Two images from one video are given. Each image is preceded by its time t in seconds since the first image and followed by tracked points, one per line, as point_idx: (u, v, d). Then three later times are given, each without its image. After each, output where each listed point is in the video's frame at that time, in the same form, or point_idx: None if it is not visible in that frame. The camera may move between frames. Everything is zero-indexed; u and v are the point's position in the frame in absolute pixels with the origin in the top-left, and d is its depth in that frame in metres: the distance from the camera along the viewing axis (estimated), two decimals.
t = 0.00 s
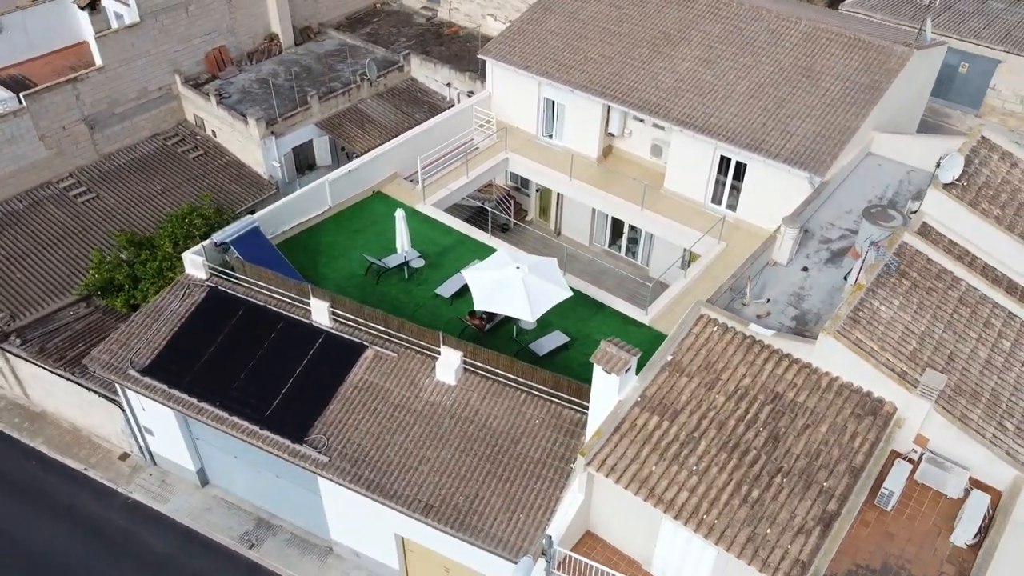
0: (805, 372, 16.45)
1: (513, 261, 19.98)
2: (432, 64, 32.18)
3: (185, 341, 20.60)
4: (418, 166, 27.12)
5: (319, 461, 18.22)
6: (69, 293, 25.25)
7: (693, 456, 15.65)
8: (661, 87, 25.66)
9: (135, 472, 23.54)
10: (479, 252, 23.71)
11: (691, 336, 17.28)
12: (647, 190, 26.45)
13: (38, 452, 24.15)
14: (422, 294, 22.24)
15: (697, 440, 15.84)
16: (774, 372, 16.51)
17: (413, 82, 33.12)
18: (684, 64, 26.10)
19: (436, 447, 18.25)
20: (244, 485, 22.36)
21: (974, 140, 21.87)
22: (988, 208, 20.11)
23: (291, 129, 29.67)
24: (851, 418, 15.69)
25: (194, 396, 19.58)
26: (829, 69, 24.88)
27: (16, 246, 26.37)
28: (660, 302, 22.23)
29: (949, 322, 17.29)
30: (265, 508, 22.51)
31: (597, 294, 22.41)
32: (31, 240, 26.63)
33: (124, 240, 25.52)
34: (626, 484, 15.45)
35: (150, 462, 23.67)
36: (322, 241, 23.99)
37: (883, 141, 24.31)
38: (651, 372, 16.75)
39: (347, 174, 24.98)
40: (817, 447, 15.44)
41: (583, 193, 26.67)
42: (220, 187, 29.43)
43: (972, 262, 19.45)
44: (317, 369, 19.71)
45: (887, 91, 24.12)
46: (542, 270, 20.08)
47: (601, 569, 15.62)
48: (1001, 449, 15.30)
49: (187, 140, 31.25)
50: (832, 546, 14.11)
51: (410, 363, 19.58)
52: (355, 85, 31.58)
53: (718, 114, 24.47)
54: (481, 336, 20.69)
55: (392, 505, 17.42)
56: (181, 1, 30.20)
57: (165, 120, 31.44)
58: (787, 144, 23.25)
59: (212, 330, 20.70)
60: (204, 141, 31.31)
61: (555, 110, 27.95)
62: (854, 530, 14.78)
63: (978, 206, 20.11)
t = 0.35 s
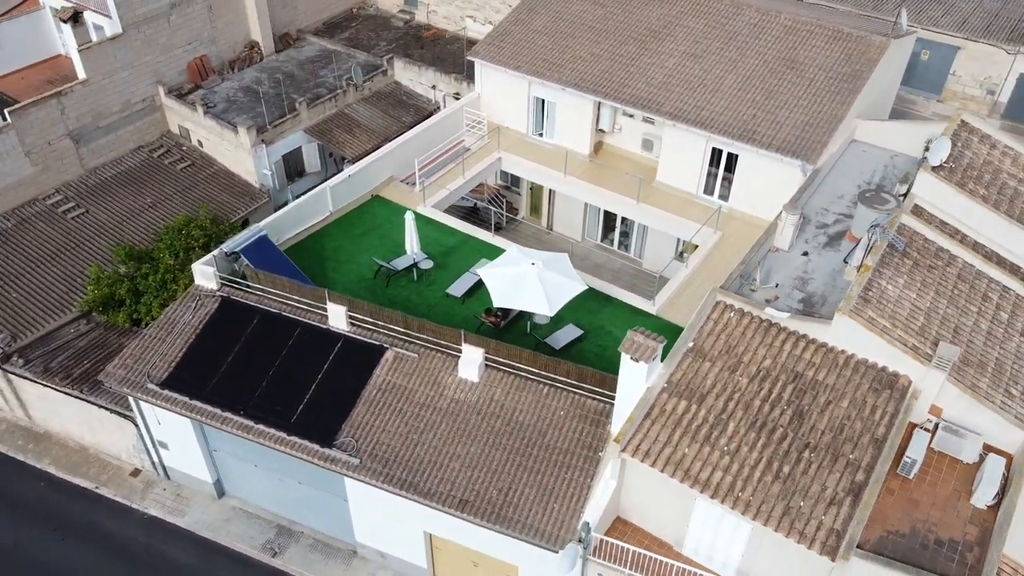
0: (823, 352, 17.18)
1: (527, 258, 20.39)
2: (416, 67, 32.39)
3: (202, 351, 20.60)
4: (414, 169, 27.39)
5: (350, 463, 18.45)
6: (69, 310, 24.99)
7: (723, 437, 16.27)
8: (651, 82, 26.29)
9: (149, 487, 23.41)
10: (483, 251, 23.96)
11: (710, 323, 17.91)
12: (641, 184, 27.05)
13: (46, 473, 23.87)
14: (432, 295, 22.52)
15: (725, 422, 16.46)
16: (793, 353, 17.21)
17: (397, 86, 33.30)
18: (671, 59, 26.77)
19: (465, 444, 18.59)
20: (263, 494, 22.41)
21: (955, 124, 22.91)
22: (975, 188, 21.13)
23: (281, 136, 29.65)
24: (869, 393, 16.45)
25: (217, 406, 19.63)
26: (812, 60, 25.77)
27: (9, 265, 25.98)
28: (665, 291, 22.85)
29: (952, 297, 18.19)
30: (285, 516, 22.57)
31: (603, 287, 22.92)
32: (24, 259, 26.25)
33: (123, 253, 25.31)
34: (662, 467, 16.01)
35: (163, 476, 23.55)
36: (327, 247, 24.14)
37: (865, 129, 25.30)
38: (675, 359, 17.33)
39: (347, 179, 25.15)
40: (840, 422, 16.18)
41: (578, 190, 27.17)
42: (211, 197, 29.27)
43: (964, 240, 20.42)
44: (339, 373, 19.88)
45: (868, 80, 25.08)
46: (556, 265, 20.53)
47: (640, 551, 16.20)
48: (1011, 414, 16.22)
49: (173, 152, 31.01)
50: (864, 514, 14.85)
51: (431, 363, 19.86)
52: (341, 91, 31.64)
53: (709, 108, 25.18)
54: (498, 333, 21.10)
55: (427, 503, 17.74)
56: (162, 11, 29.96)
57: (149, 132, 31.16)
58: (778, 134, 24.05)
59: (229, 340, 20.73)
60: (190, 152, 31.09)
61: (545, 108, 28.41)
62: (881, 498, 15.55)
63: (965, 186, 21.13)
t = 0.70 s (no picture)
0: (825, 343, 18.11)
1: (529, 273, 20.90)
2: (384, 92, 32.67)
3: (209, 387, 20.44)
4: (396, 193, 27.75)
5: (374, 486, 18.57)
6: (55, 356, 24.41)
7: (742, 431, 17.01)
8: (623, 97, 27.20)
9: (153, 529, 22.97)
10: (476, 269, 24.37)
11: (716, 323, 18.70)
12: (619, 196, 27.87)
13: (42, 524, 23.20)
14: (432, 315, 22.80)
15: (743, 417, 17.21)
16: (798, 347, 18.09)
17: (365, 111, 33.53)
18: (640, 73, 27.76)
19: (486, 458, 18.91)
20: (274, 526, 22.25)
21: (914, 123, 24.40)
22: (940, 183, 22.55)
23: (255, 166, 29.55)
24: (873, 379, 17.43)
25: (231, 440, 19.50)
26: (774, 69, 27.05)
27: None
28: (656, 297, 23.61)
29: (935, 285, 19.39)
30: (298, 546, 22.44)
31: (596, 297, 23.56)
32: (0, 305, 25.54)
33: (107, 293, 24.90)
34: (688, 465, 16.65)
35: (166, 517, 23.12)
36: (320, 274, 24.23)
37: (828, 132, 26.63)
38: (688, 361, 18.04)
39: (334, 206, 25.28)
40: (850, 409, 17.09)
41: (559, 204, 27.84)
42: (189, 231, 29.00)
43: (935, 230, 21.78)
44: (352, 398, 19.98)
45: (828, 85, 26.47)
46: (558, 278, 21.09)
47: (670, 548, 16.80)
48: (1002, 390, 17.40)
49: (143, 188, 30.59)
50: (883, 494, 15.73)
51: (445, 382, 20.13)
52: (311, 118, 31.70)
53: (682, 119, 26.19)
54: (504, 347, 21.56)
55: (456, 519, 18.00)
56: (126, 47, 29.63)
57: (116, 169, 30.67)
58: (751, 141, 25.18)
59: (235, 372, 20.63)
60: (161, 187, 30.72)
61: (519, 127, 29.06)
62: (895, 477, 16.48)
63: (931, 181, 22.53)
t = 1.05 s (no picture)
0: (823, 339, 19.01)
1: (531, 287, 21.39)
2: (355, 116, 32.85)
3: (218, 419, 20.29)
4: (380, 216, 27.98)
5: (397, 507, 18.71)
6: (44, 399, 23.90)
7: (755, 427, 17.72)
8: (598, 112, 27.98)
9: (160, 569, 22.54)
10: (470, 286, 24.67)
11: (718, 325, 19.44)
12: (599, 208, 28.59)
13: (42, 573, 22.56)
14: (432, 333, 23.06)
15: (754, 414, 17.93)
16: (799, 343, 18.95)
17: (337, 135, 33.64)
18: (613, 88, 28.61)
19: (505, 471, 19.22)
20: (286, 555, 22.08)
21: (877, 126, 25.76)
22: (908, 181, 23.85)
23: (232, 196, 29.37)
24: (872, 370, 18.36)
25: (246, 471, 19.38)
26: (740, 79, 28.19)
27: None
28: (649, 305, 24.33)
29: (916, 277, 20.53)
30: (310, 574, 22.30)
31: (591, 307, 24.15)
32: None
33: (95, 332, 24.45)
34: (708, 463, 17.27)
35: (172, 556, 22.71)
36: (315, 300, 24.29)
37: (796, 138, 27.93)
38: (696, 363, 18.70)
39: (322, 232, 25.38)
40: (854, 399, 17.96)
41: (542, 219, 28.40)
42: (169, 265, 28.69)
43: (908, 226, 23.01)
44: (365, 421, 20.09)
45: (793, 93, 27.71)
46: (559, 291, 21.61)
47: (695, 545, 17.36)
48: (990, 372, 18.52)
49: (116, 224, 30.10)
50: (894, 477, 16.59)
51: (457, 399, 20.40)
52: (284, 146, 31.66)
53: (657, 130, 27.08)
54: (508, 361, 21.98)
55: (481, 532, 18.26)
56: (93, 81, 29.25)
57: (87, 205, 30.12)
58: (726, 149, 26.19)
59: (243, 403, 20.53)
60: (134, 221, 30.28)
61: (496, 145, 29.59)
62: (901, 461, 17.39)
63: (900, 179, 23.82)
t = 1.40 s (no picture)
0: (818, 336, 20.03)
1: (532, 304, 21.91)
2: (325, 145, 32.94)
3: (230, 455, 20.15)
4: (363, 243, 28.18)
5: (422, 528, 18.88)
6: (34, 450, 23.31)
7: (764, 424, 18.58)
8: (572, 130, 28.76)
9: None
10: (464, 307, 25.06)
11: (719, 330, 20.27)
12: (577, 223, 29.34)
13: None
14: (433, 355, 23.34)
15: (762, 411, 18.78)
16: (796, 342, 19.92)
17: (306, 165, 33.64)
18: (584, 107, 29.46)
19: (524, 485, 19.60)
20: None
21: (838, 132, 27.22)
22: (873, 183, 25.27)
23: (209, 230, 29.07)
24: (867, 362, 19.45)
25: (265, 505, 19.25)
26: (704, 93, 29.38)
27: None
28: (639, 314, 25.11)
29: (895, 273, 21.81)
30: None
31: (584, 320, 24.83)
32: None
33: (84, 376, 23.92)
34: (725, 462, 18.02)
35: None
36: (310, 330, 24.32)
37: (761, 147, 29.30)
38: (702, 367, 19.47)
39: (311, 261, 25.43)
40: (853, 391, 18.99)
41: (523, 236, 28.97)
42: (148, 304, 28.27)
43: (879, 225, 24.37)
44: (380, 446, 20.23)
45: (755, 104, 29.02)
46: (558, 305, 22.20)
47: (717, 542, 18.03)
48: (972, 357, 19.82)
49: (88, 265, 29.49)
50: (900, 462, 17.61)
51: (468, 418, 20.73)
52: (256, 178, 31.52)
53: (631, 146, 27.98)
54: (512, 377, 22.44)
55: (508, 546, 18.55)
56: (58, 121, 28.67)
57: (56, 248, 29.43)
58: (699, 160, 27.24)
59: (254, 437, 20.44)
60: (107, 262, 29.71)
61: (472, 167, 30.08)
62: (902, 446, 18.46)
63: (866, 182, 25.23)
